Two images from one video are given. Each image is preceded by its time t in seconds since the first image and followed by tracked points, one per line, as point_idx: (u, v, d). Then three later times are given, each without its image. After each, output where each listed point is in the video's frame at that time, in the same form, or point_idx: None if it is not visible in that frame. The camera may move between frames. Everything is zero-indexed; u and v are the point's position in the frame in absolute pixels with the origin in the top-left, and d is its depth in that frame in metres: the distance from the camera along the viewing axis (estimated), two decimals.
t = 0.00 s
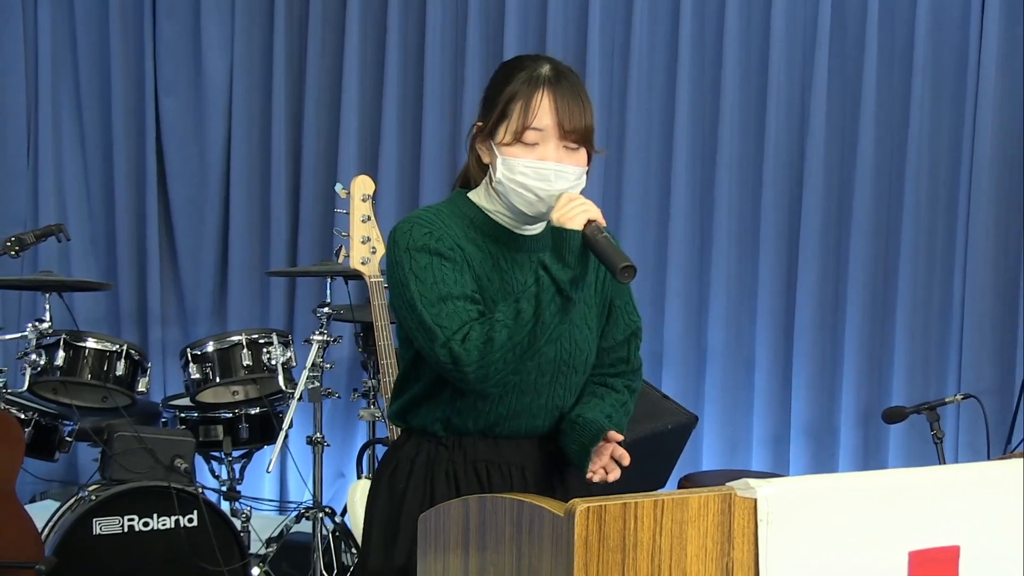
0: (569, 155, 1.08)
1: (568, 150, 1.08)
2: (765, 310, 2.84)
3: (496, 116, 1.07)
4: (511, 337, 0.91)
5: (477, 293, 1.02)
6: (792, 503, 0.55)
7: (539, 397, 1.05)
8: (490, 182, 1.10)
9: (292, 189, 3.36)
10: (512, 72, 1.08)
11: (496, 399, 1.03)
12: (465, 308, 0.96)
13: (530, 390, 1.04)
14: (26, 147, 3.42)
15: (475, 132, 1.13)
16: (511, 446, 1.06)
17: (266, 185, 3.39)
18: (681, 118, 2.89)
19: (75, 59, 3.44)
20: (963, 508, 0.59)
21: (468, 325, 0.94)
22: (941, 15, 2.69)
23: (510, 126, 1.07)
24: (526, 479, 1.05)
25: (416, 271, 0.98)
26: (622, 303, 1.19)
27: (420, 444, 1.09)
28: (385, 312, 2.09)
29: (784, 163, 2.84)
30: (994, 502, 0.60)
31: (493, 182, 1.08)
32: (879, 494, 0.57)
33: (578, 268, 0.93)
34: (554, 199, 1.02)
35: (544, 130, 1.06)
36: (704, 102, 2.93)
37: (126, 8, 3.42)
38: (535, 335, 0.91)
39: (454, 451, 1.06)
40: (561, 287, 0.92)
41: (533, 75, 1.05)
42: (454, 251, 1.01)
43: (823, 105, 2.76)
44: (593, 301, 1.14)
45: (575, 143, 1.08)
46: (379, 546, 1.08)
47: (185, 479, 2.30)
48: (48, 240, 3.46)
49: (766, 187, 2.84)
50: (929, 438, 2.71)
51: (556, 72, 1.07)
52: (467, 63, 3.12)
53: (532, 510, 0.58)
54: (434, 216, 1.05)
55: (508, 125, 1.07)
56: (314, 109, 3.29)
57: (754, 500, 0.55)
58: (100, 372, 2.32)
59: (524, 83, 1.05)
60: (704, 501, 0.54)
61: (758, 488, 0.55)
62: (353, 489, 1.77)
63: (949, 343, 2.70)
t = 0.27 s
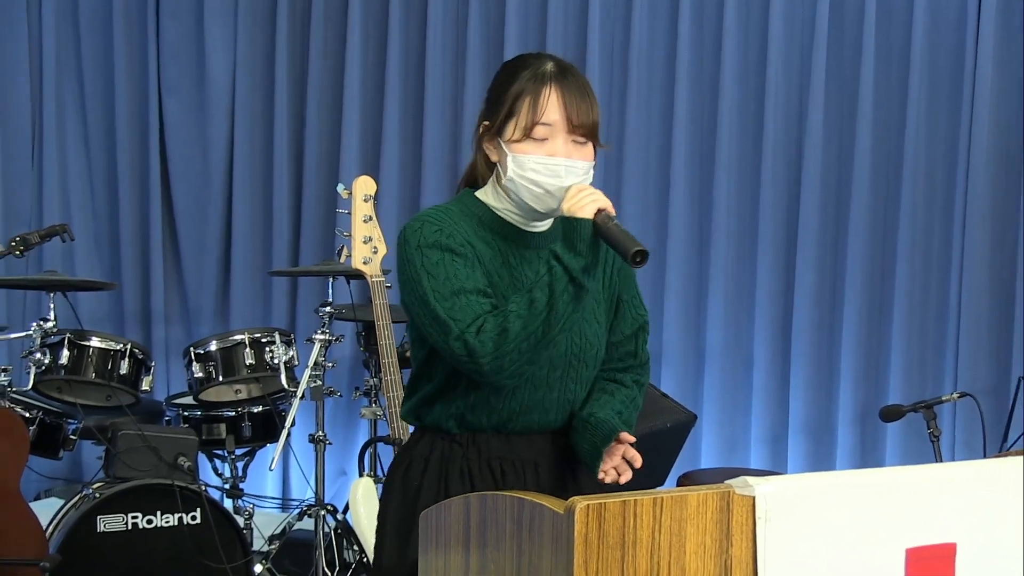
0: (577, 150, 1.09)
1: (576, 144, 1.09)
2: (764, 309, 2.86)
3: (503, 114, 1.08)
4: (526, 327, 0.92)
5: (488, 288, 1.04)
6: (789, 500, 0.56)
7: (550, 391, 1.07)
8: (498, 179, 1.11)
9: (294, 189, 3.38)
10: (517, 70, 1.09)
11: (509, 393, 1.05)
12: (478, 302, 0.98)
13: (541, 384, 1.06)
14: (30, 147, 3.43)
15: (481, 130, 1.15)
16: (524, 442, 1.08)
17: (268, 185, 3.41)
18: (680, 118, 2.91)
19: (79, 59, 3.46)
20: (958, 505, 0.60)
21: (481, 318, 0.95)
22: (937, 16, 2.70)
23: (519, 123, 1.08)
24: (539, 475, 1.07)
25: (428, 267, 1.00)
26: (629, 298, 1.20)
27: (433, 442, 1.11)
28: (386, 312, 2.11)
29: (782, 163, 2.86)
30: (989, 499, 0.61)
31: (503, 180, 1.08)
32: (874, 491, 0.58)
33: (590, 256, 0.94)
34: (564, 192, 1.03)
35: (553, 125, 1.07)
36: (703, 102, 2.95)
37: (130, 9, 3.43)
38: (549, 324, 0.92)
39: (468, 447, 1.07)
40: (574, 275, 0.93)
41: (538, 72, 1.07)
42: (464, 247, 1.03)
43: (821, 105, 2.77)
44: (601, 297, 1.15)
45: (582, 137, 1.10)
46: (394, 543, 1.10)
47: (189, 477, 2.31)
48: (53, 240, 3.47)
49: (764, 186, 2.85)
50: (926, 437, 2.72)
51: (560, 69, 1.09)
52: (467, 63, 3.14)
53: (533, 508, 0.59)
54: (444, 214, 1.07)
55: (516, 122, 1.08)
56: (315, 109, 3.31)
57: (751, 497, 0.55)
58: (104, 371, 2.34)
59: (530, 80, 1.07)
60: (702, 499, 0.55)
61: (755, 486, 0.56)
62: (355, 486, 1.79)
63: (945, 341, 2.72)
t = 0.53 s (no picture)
0: (585, 144, 1.11)
1: (584, 139, 1.11)
2: (762, 308, 2.88)
3: (510, 111, 1.10)
4: (540, 317, 0.94)
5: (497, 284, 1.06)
6: (787, 497, 0.56)
7: (561, 386, 1.08)
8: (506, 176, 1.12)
9: (296, 188, 3.39)
10: (523, 68, 1.11)
11: (519, 387, 1.07)
12: (490, 296, 1.00)
13: (552, 378, 1.07)
14: (34, 146, 3.45)
15: (487, 128, 1.16)
16: (535, 439, 1.10)
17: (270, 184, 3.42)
18: (679, 118, 2.92)
19: (83, 58, 3.48)
20: (956, 503, 0.61)
21: (495, 311, 0.97)
22: (934, 17, 2.72)
23: (527, 119, 1.10)
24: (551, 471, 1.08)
25: (437, 264, 1.01)
26: (637, 293, 1.22)
27: (445, 440, 1.12)
28: (388, 311, 2.12)
29: (780, 162, 2.87)
30: (988, 498, 0.63)
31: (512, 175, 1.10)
32: (875, 489, 0.59)
33: (603, 246, 0.96)
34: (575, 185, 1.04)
35: (561, 120, 1.09)
36: (702, 102, 2.96)
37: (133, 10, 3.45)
38: (564, 314, 0.95)
39: (480, 445, 1.09)
40: (587, 265, 0.95)
41: (543, 69, 1.09)
42: (473, 244, 1.05)
43: (819, 105, 2.79)
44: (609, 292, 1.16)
45: (589, 133, 1.12)
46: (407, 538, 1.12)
47: (192, 475, 2.33)
48: (57, 239, 3.49)
49: (763, 186, 2.87)
50: (923, 435, 2.73)
51: (566, 66, 1.11)
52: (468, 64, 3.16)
53: (531, 505, 0.60)
54: (450, 213, 1.08)
55: (525, 118, 1.10)
56: (317, 109, 3.32)
57: (750, 495, 0.56)
58: (107, 369, 2.35)
59: (536, 77, 1.09)
60: (701, 497, 0.56)
61: (754, 484, 0.56)
62: (356, 484, 1.80)
63: (942, 340, 2.73)
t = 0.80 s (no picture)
0: (577, 139, 1.13)
1: (576, 133, 1.13)
2: (760, 305, 2.89)
3: (505, 103, 1.12)
4: (532, 311, 0.95)
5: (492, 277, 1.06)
6: (786, 492, 0.56)
7: (556, 377, 1.10)
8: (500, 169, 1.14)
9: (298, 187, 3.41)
10: (519, 62, 1.13)
11: (515, 380, 1.08)
12: (483, 290, 1.01)
13: (547, 370, 1.09)
14: (39, 146, 3.47)
15: (482, 121, 1.18)
16: (535, 435, 1.11)
17: (272, 183, 3.44)
18: (678, 116, 2.94)
19: (87, 57, 3.49)
20: (951, 497, 0.61)
21: (488, 305, 0.98)
22: (931, 17, 2.73)
23: (520, 112, 1.11)
24: (550, 468, 1.09)
25: (432, 257, 1.02)
26: (635, 288, 1.23)
27: (445, 436, 1.13)
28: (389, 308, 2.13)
29: (779, 161, 2.89)
30: (982, 493, 0.62)
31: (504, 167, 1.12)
32: (871, 485, 0.59)
33: (595, 243, 0.98)
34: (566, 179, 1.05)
35: (554, 113, 1.11)
36: (701, 102, 2.98)
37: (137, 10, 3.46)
38: (555, 311, 0.95)
39: (478, 442, 1.10)
40: (580, 261, 0.97)
41: (540, 64, 1.10)
42: (468, 237, 1.05)
43: (817, 104, 2.80)
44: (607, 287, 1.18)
45: (582, 127, 1.14)
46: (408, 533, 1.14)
47: (195, 470, 2.34)
48: (61, 238, 3.51)
49: (761, 184, 2.88)
50: (920, 432, 2.75)
51: (562, 62, 1.12)
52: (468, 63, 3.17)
53: (531, 500, 0.60)
54: (446, 207, 1.09)
55: (518, 111, 1.12)
56: (318, 108, 3.34)
57: (749, 491, 0.56)
58: (111, 366, 2.37)
59: (532, 71, 1.10)
60: (700, 492, 0.55)
61: (753, 480, 0.56)
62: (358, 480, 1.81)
63: (939, 337, 2.74)
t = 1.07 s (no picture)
0: (572, 149, 1.14)
1: (571, 144, 1.13)
2: (759, 302, 2.91)
3: (501, 111, 1.11)
4: (523, 323, 0.96)
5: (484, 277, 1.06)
6: (783, 485, 0.58)
7: (547, 374, 1.09)
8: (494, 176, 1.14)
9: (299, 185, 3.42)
10: (515, 69, 1.12)
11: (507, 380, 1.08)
12: (474, 296, 1.00)
13: (538, 370, 1.09)
14: (43, 144, 3.48)
15: (477, 127, 1.18)
16: (526, 432, 1.10)
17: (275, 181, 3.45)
18: (676, 114, 2.95)
19: (90, 56, 3.51)
20: (948, 497, 0.63)
21: (479, 313, 0.98)
22: (927, 17, 2.75)
23: (517, 121, 1.11)
24: (541, 462, 1.09)
25: (424, 259, 1.02)
26: (624, 288, 1.24)
27: (437, 433, 1.13)
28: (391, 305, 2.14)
29: (777, 159, 2.90)
30: (980, 492, 0.64)
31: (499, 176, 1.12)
32: (870, 481, 0.61)
33: (587, 255, 1.00)
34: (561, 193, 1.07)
35: (550, 124, 1.11)
36: (699, 100, 2.99)
37: (140, 10, 3.48)
38: (546, 321, 0.97)
39: (470, 438, 1.10)
40: (572, 274, 0.98)
41: (536, 72, 1.10)
42: (460, 239, 1.05)
43: (813, 103, 2.82)
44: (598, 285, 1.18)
45: (577, 137, 1.14)
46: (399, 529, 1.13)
47: (198, 466, 2.36)
48: (65, 236, 3.52)
49: (759, 182, 2.89)
50: (916, 428, 2.76)
51: (557, 69, 1.12)
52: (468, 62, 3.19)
53: (530, 495, 0.61)
54: (438, 206, 1.09)
55: (515, 120, 1.12)
56: (320, 106, 3.35)
57: (746, 486, 0.58)
58: (115, 362, 2.38)
59: (529, 79, 1.10)
60: (699, 487, 0.57)
61: (750, 475, 0.58)
62: (360, 476, 1.83)
63: (935, 334, 2.75)
